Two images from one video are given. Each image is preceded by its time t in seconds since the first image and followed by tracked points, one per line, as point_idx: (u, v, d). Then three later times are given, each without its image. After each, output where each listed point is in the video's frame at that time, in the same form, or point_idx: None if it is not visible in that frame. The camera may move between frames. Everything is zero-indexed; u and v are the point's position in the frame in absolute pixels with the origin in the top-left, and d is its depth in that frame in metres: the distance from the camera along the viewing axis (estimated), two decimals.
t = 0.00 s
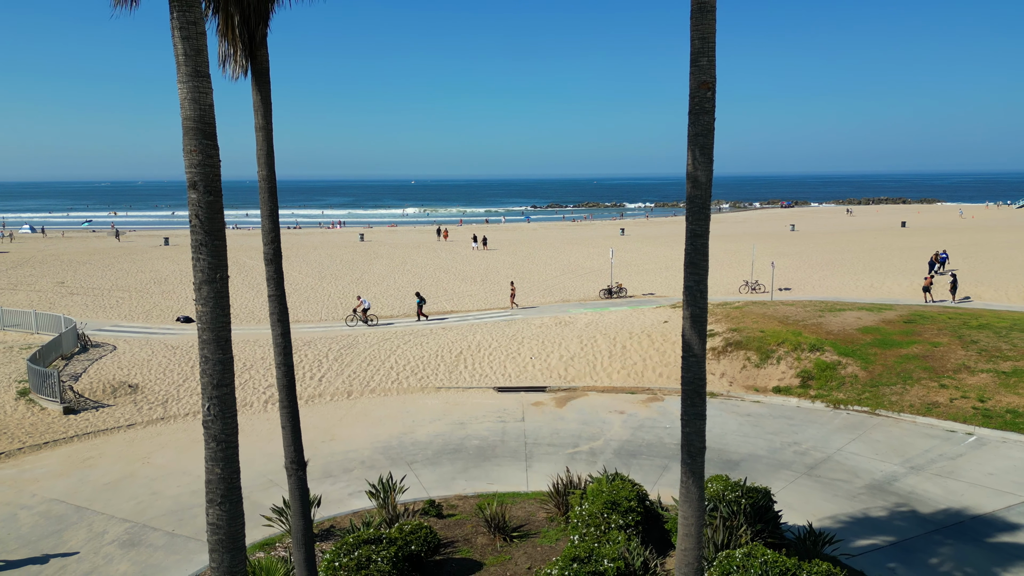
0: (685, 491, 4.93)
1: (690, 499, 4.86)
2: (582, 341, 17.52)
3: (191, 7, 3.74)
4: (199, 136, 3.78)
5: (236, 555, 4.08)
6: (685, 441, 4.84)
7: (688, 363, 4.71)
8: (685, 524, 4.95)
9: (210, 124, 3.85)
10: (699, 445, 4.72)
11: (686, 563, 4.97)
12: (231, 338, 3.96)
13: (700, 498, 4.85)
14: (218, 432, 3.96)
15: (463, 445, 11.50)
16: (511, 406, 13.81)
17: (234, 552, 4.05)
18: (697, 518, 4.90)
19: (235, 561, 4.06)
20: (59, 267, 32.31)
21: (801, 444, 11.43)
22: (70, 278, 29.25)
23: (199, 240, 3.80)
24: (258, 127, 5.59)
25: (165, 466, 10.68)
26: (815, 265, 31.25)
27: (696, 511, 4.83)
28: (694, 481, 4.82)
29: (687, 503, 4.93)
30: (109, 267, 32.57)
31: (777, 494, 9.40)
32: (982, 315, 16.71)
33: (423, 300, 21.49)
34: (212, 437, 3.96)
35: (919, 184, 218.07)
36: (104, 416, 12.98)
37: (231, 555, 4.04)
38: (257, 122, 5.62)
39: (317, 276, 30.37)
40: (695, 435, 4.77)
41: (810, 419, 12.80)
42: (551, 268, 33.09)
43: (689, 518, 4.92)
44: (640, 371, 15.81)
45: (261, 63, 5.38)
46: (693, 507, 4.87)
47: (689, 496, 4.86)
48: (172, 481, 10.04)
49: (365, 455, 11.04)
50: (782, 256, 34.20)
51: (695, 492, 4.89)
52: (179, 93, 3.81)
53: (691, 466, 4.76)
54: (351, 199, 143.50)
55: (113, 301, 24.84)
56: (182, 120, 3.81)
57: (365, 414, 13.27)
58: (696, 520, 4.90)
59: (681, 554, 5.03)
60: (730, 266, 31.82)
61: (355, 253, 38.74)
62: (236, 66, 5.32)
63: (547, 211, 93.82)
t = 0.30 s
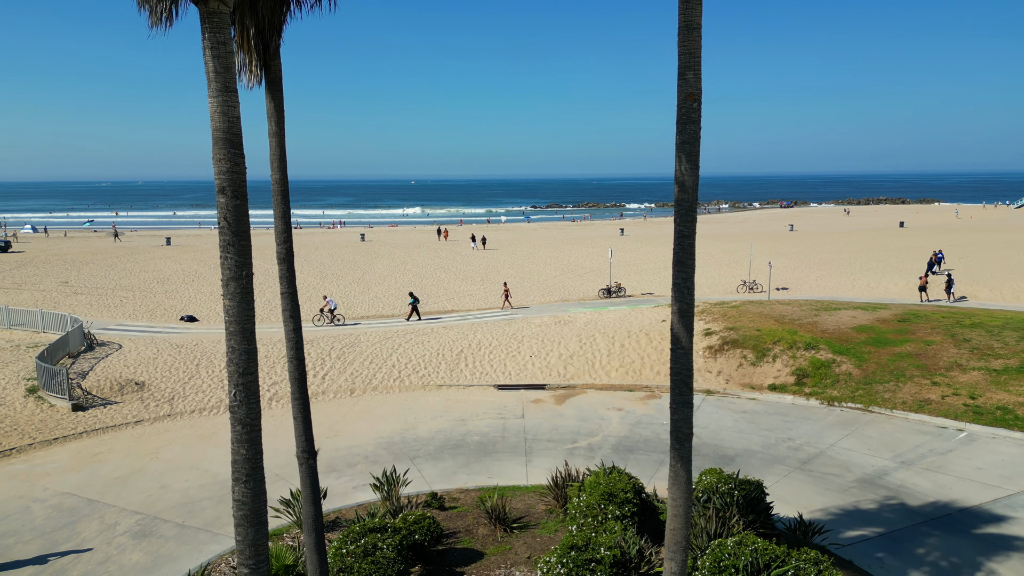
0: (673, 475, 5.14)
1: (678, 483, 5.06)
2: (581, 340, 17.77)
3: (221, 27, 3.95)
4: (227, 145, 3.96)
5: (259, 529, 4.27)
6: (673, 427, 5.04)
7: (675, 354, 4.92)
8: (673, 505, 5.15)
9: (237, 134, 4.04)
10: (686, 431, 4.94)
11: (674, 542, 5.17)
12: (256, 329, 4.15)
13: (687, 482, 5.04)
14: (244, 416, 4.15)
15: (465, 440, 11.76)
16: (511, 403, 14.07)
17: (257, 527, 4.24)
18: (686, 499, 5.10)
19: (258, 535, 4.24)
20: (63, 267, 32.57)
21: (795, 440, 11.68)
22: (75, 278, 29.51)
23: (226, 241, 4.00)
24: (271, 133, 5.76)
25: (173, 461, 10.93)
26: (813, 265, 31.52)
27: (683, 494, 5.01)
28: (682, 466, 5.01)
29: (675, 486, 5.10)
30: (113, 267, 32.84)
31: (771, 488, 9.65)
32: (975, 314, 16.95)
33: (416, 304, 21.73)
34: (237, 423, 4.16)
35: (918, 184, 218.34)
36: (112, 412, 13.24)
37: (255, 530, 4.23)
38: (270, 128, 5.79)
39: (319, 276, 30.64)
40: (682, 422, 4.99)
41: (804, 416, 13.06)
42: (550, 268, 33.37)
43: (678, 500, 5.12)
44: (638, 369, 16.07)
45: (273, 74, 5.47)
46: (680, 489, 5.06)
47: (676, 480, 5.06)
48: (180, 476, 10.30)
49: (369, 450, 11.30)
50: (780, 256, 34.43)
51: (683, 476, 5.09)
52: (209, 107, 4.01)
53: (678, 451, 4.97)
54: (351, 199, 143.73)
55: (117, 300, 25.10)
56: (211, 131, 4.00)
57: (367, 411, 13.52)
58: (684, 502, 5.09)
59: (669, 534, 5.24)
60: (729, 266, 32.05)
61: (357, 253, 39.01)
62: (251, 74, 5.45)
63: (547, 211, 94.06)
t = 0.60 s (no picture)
0: (662, 461, 5.38)
1: (668, 467, 5.30)
2: (580, 339, 18.03)
3: (246, 46, 4.20)
4: (251, 153, 4.21)
5: (279, 509, 4.51)
6: (663, 414, 5.28)
7: (665, 348, 5.17)
8: (663, 489, 5.40)
9: (260, 143, 4.30)
10: (675, 420, 5.20)
11: (664, 524, 5.43)
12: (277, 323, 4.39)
13: (676, 467, 5.28)
14: (265, 403, 4.38)
15: (466, 436, 12.01)
16: (511, 400, 14.32)
17: (277, 506, 4.48)
18: (676, 483, 5.36)
19: (277, 514, 4.49)
20: (66, 267, 32.80)
21: (789, 436, 11.93)
22: (78, 278, 29.75)
23: (249, 241, 4.24)
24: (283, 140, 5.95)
25: (181, 456, 11.18)
26: (810, 265, 31.79)
27: (672, 477, 5.26)
28: (671, 452, 5.25)
29: (664, 470, 5.33)
30: (115, 267, 33.08)
31: (764, 482, 9.90)
32: (968, 313, 17.20)
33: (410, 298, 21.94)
34: (259, 410, 4.40)
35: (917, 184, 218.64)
36: (120, 409, 13.49)
37: (275, 509, 4.48)
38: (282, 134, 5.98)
39: (320, 276, 30.91)
40: (672, 410, 5.25)
41: (798, 413, 13.31)
42: (550, 268, 33.62)
43: (668, 483, 5.38)
44: (636, 367, 16.32)
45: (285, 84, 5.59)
46: (670, 474, 5.31)
47: (666, 465, 5.30)
48: (188, 470, 10.55)
49: (372, 446, 11.55)
50: (778, 256, 34.67)
51: (672, 461, 5.34)
52: (234, 118, 4.26)
53: (668, 439, 5.22)
54: (352, 199, 143.96)
55: (120, 300, 25.35)
56: (235, 140, 4.25)
57: (370, 408, 13.77)
58: (673, 484, 5.34)
59: (660, 515, 5.49)
60: (727, 266, 32.29)
61: (357, 253, 39.26)
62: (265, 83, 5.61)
63: (546, 211, 94.29)
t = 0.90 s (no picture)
0: (653, 449, 5.62)
1: (658, 456, 5.54)
2: (579, 338, 18.27)
3: (266, 63, 4.45)
4: (271, 161, 4.45)
5: (295, 492, 4.78)
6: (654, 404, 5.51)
7: (656, 342, 5.41)
8: (654, 476, 5.65)
9: (279, 152, 4.54)
10: (665, 410, 5.44)
11: (656, 509, 5.67)
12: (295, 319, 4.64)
13: (666, 455, 5.51)
14: (283, 392, 4.64)
15: (466, 433, 12.26)
16: (511, 398, 14.57)
17: (293, 490, 4.74)
18: (666, 470, 5.61)
19: (294, 497, 4.76)
20: (69, 267, 33.03)
21: (784, 433, 12.17)
22: (82, 277, 30.00)
23: (268, 242, 4.48)
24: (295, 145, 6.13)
25: (188, 452, 11.42)
26: (808, 265, 32.04)
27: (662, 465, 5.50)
28: (661, 441, 5.49)
29: (655, 458, 5.57)
30: (118, 267, 33.31)
31: (758, 477, 10.16)
32: (962, 312, 17.44)
33: (401, 298, 22.16)
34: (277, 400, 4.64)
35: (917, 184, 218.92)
36: (127, 406, 13.74)
37: (292, 491, 4.74)
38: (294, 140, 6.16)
39: (322, 275, 31.15)
40: (663, 401, 5.49)
41: (792, 410, 13.55)
42: (550, 267, 33.86)
43: (659, 470, 5.63)
44: (634, 365, 16.57)
45: (296, 92, 5.75)
46: (661, 462, 5.54)
47: (656, 453, 5.54)
48: (195, 465, 10.79)
49: (375, 442, 11.80)
50: (776, 256, 34.91)
51: (662, 450, 5.58)
52: (255, 129, 4.50)
53: (659, 428, 5.47)
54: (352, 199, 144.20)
55: (124, 299, 25.58)
56: (256, 149, 4.49)
57: (373, 405, 14.02)
58: (664, 471, 5.58)
59: (651, 500, 5.73)
60: (726, 266, 32.53)
61: (358, 254, 39.52)
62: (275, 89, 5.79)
63: (546, 211, 94.54)
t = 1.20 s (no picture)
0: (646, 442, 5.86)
1: (650, 448, 5.79)
2: (579, 338, 18.53)
3: (284, 81, 4.73)
4: (288, 171, 4.71)
5: (310, 480, 5.04)
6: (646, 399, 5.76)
7: (648, 341, 5.66)
8: (647, 467, 5.90)
9: (296, 163, 4.81)
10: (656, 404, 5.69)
11: (649, 497, 5.92)
12: (310, 318, 4.90)
13: (659, 448, 5.76)
14: (299, 386, 4.90)
15: (467, 430, 12.52)
16: (511, 396, 14.83)
17: (309, 477, 5.00)
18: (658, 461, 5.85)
19: (309, 484, 5.02)
20: (72, 267, 33.27)
21: (778, 431, 12.43)
22: (86, 278, 30.25)
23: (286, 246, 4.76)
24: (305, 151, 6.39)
25: (195, 449, 11.67)
26: (806, 265, 32.29)
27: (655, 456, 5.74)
28: (654, 434, 5.73)
29: (648, 451, 5.82)
30: (121, 267, 33.57)
31: (752, 472, 10.41)
32: (956, 312, 17.68)
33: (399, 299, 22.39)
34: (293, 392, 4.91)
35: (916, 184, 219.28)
36: (134, 405, 13.98)
37: (307, 479, 5.00)
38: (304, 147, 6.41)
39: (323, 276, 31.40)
40: (655, 396, 5.74)
41: (787, 408, 13.80)
42: (550, 268, 34.14)
43: (651, 461, 5.87)
44: (633, 364, 16.82)
45: (306, 103, 6.00)
46: (653, 454, 5.80)
47: (649, 445, 5.78)
48: (203, 462, 11.05)
49: (378, 439, 12.06)
50: (775, 256, 35.17)
51: (654, 442, 5.83)
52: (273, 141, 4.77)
53: (651, 421, 5.71)
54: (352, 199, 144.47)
55: (128, 300, 25.83)
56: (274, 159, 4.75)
57: (375, 404, 14.28)
58: (656, 463, 5.82)
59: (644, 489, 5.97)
60: (724, 266, 32.79)
61: (359, 254, 39.78)
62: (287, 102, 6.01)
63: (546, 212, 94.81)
